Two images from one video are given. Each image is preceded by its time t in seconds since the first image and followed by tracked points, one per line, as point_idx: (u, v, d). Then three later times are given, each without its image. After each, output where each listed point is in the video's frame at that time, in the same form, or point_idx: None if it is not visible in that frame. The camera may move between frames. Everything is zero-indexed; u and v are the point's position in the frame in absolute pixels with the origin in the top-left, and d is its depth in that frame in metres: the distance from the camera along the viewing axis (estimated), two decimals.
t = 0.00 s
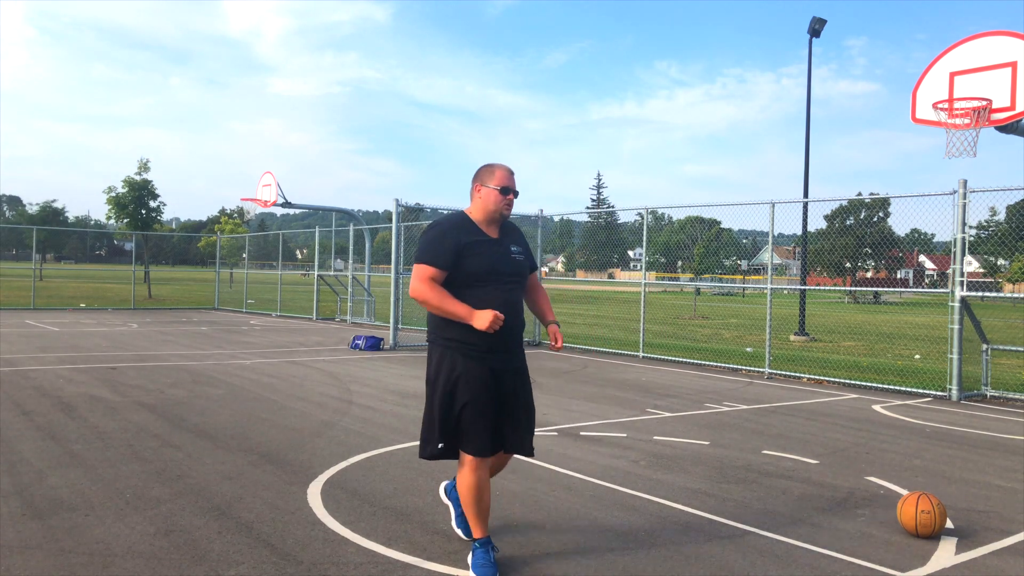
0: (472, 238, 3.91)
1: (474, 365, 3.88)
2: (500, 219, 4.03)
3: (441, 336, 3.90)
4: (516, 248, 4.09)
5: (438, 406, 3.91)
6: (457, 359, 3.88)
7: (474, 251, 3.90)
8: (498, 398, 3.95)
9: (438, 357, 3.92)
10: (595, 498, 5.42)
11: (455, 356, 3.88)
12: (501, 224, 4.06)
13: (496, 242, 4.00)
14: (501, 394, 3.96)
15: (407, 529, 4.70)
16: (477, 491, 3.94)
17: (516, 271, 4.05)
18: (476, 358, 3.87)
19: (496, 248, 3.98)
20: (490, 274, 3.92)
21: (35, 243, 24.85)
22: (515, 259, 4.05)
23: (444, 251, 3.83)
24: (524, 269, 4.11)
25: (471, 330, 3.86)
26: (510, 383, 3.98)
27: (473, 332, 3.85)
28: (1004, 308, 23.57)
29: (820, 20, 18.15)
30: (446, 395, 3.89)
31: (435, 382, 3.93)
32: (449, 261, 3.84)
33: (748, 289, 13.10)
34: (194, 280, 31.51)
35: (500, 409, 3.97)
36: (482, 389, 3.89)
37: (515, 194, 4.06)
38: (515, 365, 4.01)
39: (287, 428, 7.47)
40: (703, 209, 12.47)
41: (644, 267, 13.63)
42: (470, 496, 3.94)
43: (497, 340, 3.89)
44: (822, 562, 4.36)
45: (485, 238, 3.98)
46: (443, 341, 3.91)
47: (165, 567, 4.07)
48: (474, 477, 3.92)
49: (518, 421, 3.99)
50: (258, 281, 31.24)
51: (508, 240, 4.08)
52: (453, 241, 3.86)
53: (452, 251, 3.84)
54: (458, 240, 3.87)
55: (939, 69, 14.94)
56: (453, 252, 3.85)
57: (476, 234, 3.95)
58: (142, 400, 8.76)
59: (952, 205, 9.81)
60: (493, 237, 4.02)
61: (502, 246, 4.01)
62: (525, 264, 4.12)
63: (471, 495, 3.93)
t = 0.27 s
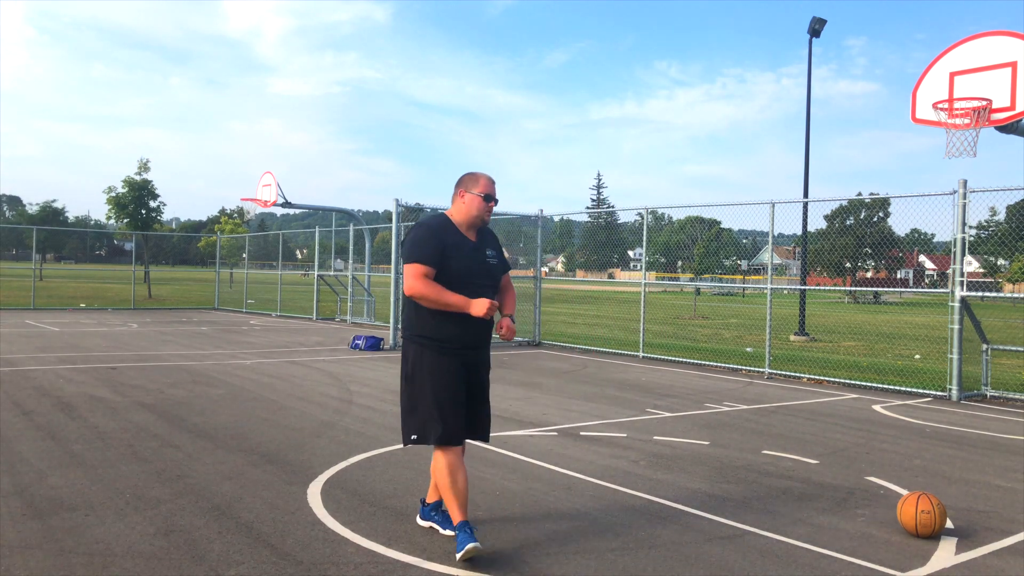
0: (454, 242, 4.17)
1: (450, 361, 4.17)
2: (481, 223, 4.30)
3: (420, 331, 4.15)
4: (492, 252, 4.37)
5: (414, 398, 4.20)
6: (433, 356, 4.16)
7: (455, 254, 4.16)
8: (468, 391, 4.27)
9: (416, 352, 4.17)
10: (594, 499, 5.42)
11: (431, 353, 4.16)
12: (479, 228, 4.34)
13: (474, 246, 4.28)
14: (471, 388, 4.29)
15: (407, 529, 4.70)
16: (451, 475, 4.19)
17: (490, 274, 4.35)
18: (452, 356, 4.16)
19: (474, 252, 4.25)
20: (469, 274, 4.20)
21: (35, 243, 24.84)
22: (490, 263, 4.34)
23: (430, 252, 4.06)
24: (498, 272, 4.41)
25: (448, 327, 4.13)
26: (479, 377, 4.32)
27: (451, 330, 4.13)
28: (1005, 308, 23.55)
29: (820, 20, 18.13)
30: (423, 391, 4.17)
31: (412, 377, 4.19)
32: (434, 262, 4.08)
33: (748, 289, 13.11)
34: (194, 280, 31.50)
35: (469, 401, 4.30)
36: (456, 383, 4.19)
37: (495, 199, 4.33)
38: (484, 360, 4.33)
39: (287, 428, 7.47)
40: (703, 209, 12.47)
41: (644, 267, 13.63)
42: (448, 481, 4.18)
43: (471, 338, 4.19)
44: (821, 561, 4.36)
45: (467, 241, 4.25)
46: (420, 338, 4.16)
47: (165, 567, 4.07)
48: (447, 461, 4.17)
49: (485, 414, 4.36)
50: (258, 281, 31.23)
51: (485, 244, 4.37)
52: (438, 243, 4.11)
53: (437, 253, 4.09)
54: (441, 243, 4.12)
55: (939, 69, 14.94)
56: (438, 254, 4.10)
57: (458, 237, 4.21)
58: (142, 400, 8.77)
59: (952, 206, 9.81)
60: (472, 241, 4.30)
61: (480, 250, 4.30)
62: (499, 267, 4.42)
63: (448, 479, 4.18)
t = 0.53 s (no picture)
0: (431, 242, 4.45)
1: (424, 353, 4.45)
2: (452, 223, 4.61)
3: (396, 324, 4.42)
4: (463, 249, 4.69)
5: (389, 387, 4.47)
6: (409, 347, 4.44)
7: (431, 253, 4.45)
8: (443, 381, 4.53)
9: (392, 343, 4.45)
10: (594, 499, 5.42)
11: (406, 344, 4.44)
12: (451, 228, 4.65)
13: (449, 243, 4.59)
14: (446, 379, 4.54)
15: (407, 529, 4.70)
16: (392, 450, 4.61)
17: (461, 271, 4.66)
18: (426, 347, 4.44)
19: (448, 250, 4.55)
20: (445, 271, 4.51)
21: (35, 243, 24.83)
22: (462, 259, 4.65)
23: (412, 250, 4.35)
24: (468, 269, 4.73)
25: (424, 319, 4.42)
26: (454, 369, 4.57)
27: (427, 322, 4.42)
28: (1005, 309, 23.53)
29: (820, 20, 18.13)
30: (398, 379, 4.44)
31: (389, 366, 4.45)
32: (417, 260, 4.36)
33: (748, 289, 13.10)
34: (193, 280, 31.48)
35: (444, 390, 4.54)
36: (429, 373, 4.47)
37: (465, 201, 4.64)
38: (459, 353, 4.60)
39: (287, 428, 7.47)
40: (703, 209, 12.46)
41: (644, 267, 13.63)
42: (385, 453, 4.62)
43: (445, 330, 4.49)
44: (821, 562, 4.36)
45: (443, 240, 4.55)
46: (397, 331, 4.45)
47: (165, 567, 4.07)
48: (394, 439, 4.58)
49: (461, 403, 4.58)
50: (258, 281, 31.23)
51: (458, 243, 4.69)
52: (420, 241, 4.39)
53: (419, 251, 4.37)
54: (419, 242, 4.39)
55: (939, 69, 14.94)
56: (419, 252, 4.38)
57: (435, 236, 4.51)
58: (142, 400, 8.76)
59: (952, 205, 9.80)
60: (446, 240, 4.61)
61: (454, 248, 4.61)
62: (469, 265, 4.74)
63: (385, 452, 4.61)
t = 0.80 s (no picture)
0: (399, 249, 4.71)
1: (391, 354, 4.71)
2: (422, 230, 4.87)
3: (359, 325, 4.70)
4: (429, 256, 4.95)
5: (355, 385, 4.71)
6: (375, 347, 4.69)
7: (401, 260, 4.71)
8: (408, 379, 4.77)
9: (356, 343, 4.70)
10: (594, 498, 5.42)
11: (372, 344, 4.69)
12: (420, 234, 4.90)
13: (416, 249, 4.84)
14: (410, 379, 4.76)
15: (407, 529, 4.70)
16: (359, 442, 4.90)
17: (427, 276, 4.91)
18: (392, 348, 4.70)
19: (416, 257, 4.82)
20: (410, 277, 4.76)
21: (35, 243, 24.84)
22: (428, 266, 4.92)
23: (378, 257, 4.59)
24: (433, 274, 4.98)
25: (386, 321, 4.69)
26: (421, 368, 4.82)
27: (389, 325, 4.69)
28: (1005, 309, 23.52)
29: (820, 20, 18.14)
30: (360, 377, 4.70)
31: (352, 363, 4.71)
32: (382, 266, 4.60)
33: (748, 289, 13.10)
34: (194, 280, 31.48)
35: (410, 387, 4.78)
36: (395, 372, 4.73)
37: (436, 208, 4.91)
38: (423, 355, 4.84)
39: (287, 428, 7.47)
40: (704, 209, 12.45)
41: (644, 267, 13.63)
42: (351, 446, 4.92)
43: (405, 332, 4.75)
44: (821, 562, 4.36)
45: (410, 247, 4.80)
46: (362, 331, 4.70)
47: (165, 567, 4.07)
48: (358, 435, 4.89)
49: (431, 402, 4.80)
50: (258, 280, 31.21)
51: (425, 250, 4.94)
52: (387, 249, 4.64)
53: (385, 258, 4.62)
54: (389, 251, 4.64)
55: (939, 69, 14.94)
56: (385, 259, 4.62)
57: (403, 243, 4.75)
58: (142, 400, 8.77)
59: (952, 205, 9.81)
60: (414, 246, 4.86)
61: (421, 255, 4.87)
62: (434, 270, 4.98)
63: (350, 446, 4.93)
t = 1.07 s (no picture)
0: (377, 241, 4.96)
1: (368, 341, 4.94)
2: (396, 221, 5.14)
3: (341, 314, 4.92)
4: (406, 247, 5.23)
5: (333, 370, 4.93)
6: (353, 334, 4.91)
7: (376, 251, 4.94)
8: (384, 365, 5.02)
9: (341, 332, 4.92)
10: (594, 498, 5.42)
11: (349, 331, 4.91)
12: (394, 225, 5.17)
13: (392, 242, 5.11)
14: (387, 366, 5.03)
15: (407, 529, 4.70)
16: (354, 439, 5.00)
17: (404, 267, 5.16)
18: (371, 336, 4.93)
19: (392, 249, 5.07)
20: (387, 268, 5.01)
21: (35, 243, 24.85)
22: (405, 257, 5.18)
23: (356, 249, 4.82)
24: (410, 266, 5.23)
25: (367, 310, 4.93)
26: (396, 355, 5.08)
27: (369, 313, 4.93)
28: (1005, 309, 23.52)
29: (820, 20, 18.15)
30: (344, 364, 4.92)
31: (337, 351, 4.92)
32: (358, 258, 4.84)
33: (748, 289, 13.10)
34: (194, 280, 31.49)
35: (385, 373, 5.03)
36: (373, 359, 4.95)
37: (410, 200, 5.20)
38: (400, 344, 5.10)
39: (286, 428, 7.47)
40: (704, 209, 12.45)
41: (644, 267, 13.63)
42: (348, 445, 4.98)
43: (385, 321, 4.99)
44: (821, 562, 4.36)
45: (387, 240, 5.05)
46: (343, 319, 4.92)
47: (165, 567, 4.07)
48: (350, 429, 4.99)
49: (401, 388, 5.11)
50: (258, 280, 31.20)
51: (401, 242, 5.20)
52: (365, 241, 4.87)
53: (363, 250, 4.86)
54: (365, 242, 4.87)
55: (939, 69, 14.95)
56: (363, 251, 4.86)
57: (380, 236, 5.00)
58: (142, 400, 8.77)
59: (952, 205, 9.81)
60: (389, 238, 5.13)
61: (397, 246, 5.13)
62: (411, 262, 5.24)
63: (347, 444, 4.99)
